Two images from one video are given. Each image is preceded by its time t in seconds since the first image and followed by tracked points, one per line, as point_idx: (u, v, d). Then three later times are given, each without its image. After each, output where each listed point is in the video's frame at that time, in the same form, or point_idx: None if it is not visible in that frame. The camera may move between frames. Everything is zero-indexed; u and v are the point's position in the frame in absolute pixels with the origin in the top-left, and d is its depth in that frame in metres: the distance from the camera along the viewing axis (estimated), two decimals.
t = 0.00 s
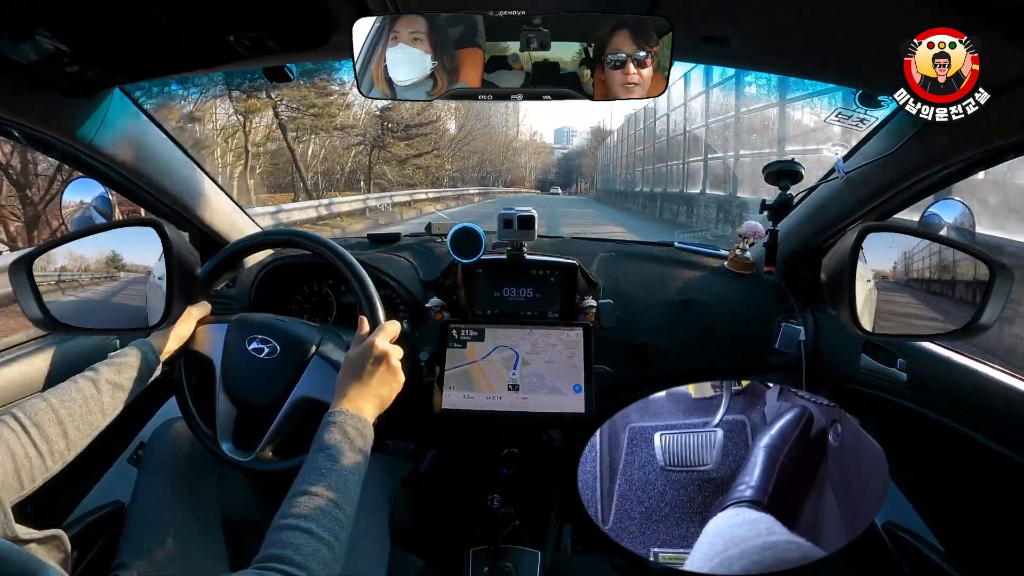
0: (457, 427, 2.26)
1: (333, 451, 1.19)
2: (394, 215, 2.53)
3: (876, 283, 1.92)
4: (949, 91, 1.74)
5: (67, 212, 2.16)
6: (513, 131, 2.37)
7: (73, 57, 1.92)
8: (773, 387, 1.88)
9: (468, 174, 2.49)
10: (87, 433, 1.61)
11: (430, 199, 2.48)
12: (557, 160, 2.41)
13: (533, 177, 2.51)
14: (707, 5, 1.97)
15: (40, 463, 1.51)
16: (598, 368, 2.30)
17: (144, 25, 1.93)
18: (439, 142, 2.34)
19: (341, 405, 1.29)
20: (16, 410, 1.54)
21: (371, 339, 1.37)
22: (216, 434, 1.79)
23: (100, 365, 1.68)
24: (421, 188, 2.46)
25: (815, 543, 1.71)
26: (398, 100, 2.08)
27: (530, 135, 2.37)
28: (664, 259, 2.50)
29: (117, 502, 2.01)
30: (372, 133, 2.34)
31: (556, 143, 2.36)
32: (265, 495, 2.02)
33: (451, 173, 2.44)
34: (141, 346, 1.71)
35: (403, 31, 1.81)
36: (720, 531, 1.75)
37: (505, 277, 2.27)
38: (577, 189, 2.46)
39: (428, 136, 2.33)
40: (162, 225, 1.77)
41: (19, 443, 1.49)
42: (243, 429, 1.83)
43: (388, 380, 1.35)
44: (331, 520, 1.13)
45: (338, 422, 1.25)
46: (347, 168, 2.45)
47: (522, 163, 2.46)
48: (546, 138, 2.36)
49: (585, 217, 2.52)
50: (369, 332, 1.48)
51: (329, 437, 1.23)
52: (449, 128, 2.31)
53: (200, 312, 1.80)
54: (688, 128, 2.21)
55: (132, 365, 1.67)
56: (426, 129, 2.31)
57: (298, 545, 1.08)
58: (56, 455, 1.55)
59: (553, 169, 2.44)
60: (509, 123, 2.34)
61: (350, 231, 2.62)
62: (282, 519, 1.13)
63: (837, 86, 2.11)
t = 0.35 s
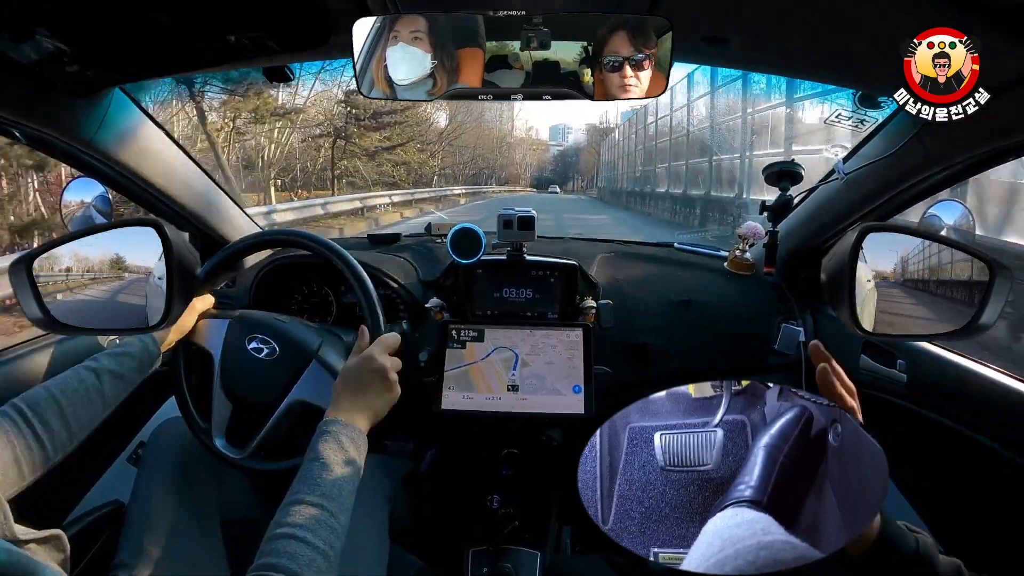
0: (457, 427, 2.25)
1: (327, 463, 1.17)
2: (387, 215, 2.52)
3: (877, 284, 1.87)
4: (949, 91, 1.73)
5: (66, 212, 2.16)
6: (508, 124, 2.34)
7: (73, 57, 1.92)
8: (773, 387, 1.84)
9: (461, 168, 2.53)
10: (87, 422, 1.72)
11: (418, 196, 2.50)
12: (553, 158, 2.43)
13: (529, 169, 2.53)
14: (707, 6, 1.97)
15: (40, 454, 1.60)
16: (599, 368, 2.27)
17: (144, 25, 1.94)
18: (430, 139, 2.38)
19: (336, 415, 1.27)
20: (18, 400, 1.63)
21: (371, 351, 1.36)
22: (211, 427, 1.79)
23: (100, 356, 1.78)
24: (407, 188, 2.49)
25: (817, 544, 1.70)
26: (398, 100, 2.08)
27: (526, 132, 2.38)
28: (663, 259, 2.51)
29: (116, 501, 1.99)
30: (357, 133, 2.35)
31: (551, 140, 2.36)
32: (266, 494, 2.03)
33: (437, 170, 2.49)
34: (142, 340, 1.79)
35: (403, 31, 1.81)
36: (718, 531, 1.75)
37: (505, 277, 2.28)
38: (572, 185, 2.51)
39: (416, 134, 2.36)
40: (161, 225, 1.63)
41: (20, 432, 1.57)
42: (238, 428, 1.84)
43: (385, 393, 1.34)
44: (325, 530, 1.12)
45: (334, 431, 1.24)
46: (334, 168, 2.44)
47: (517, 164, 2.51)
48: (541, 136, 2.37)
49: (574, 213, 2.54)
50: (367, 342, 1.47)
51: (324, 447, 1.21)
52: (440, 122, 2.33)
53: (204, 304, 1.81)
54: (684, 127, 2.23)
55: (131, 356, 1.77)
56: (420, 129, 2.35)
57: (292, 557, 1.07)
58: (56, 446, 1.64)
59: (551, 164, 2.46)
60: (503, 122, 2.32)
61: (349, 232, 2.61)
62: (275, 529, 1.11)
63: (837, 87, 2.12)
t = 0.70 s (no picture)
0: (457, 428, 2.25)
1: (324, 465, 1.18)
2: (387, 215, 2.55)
3: (877, 284, 1.87)
4: (949, 91, 1.73)
5: (67, 211, 2.18)
6: (498, 119, 2.29)
7: (73, 57, 1.91)
8: (773, 387, 1.79)
9: (451, 168, 2.45)
10: (86, 418, 1.79)
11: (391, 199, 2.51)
12: (546, 156, 2.38)
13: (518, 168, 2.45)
14: (707, 6, 1.97)
15: (42, 451, 1.66)
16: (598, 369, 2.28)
17: (144, 25, 1.94)
18: (410, 137, 2.33)
19: (333, 417, 1.28)
20: (20, 398, 1.66)
21: (370, 354, 1.37)
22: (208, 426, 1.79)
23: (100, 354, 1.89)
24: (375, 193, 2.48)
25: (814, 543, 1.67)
26: (397, 100, 2.08)
27: (517, 128, 2.32)
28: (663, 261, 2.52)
29: (116, 501, 2.00)
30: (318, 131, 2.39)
31: (544, 138, 2.32)
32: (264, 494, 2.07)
33: (421, 166, 2.42)
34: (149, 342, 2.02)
35: (399, 31, 1.81)
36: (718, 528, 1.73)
37: (505, 277, 2.26)
38: (566, 185, 2.44)
39: (390, 134, 2.34)
40: (162, 225, 1.65)
41: (22, 426, 1.62)
42: (238, 429, 1.85)
43: (383, 398, 1.35)
44: (320, 532, 1.13)
45: (331, 435, 1.25)
46: (305, 168, 2.47)
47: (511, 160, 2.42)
48: (534, 132, 2.32)
49: (570, 210, 2.53)
50: (369, 347, 1.49)
51: (322, 449, 1.23)
52: (424, 117, 2.26)
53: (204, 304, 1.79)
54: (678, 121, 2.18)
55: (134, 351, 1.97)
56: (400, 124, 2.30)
57: (287, 559, 1.07)
58: (57, 444, 1.70)
59: (543, 164, 2.41)
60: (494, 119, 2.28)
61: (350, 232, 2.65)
62: (271, 532, 1.11)
63: (839, 88, 2.12)
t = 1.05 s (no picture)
0: (456, 428, 2.26)
1: (329, 462, 1.17)
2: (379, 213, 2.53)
3: (877, 283, 1.88)
4: (949, 91, 1.75)
5: (68, 211, 2.18)
6: (489, 112, 2.29)
7: (73, 57, 1.92)
8: (773, 387, 1.96)
9: (439, 164, 2.51)
10: (89, 420, 1.71)
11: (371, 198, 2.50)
12: (537, 152, 2.39)
13: (512, 164, 2.45)
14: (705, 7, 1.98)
15: (41, 451, 1.59)
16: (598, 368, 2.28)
17: (144, 25, 1.94)
18: (382, 133, 2.37)
19: (338, 415, 1.27)
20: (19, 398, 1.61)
21: (371, 351, 1.32)
22: (211, 429, 1.78)
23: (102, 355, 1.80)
24: (360, 192, 2.50)
25: (806, 550, 1.89)
26: (396, 100, 2.08)
27: (505, 127, 2.34)
28: (664, 260, 2.52)
29: (117, 502, 2.02)
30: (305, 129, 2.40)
31: (535, 133, 2.34)
32: (266, 494, 2.07)
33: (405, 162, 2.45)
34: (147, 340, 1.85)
35: (395, 32, 1.82)
36: (688, 543, 1.93)
37: (505, 276, 2.26)
38: (559, 180, 2.46)
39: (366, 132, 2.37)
40: (162, 224, 1.64)
41: (20, 428, 1.56)
42: (241, 431, 1.86)
43: (386, 395, 1.32)
44: (326, 529, 1.12)
45: (336, 431, 1.23)
46: (289, 168, 2.47)
47: (500, 156, 2.42)
48: (526, 128, 2.34)
49: (571, 207, 2.55)
50: (369, 343, 1.47)
51: (325, 447, 1.21)
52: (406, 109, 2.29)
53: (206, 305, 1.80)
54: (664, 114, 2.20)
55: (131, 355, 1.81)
56: (373, 115, 2.33)
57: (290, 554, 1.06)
58: (58, 443, 1.63)
59: (535, 160, 2.42)
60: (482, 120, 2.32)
61: (349, 231, 2.62)
62: (275, 528, 1.11)
63: (836, 87, 2.11)
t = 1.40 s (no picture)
0: (456, 428, 2.26)
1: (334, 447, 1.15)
2: (374, 215, 2.59)
3: (876, 282, 1.88)
4: (949, 91, 1.74)
5: (68, 211, 2.22)
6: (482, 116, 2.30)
7: (74, 57, 1.91)
8: (773, 387, 1.99)
9: (427, 163, 2.53)
10: (87, 437, 1.55)
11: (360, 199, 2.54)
12: (530, 149, 2.40)
13: (506, 163, 2.47)
14: (705, 7, 1.98)
15: (40, 468, 1.45)
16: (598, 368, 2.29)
17: (144, 25, 1.93)
18: (356, 133, 2.38)
19: (343, 401, 1.26)
20: (17, 414, 1.48)
21: (371, 335, 1.33)
22: (217, 435, 1.79)
23: (99, 370, 1.63)
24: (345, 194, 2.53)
25: (805, 549, 1.90)
26: (395, 100, 2.09)
27: (496, 132, 2.37)
28: (664, 260, 2.52)
29: (117, 501, 2.03)
30: (282, 131, 2.43)
31: (528, 131, 2.34)
32: (268, 491, 2.06)
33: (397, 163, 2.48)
34: (142, 349, 1.69)
35: (395, 32, 1.81)
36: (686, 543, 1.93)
37: (505, 277, 2.26)
38: (553, 179, 2.46)
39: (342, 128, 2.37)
40: (162, 224, 1.61)
41: (18, 444, 1.43)
42: (247, 435, 1.85)
43: (390, 376, 1.32)
44: (329, 513, 1.11)
45: (341, 417, 1.22)
46: (272, 166, 2.46)
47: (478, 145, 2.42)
48: (517, 126, 2.35)
49: (572, 207, 2.55)
50: (368, 330, 1.47)
51: (329, 431, 1.20)
52: (400, 112, 2.32)
53: (200, 315, 1.82)
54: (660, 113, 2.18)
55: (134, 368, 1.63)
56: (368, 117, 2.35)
57: (296, 538, 1.06)
58: (57, 460, 1.48)
59: (528, 156, 2.42)
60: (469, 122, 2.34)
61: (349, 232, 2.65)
62: (281, 512, 1.10)
63: (835, 86, 2.14)
